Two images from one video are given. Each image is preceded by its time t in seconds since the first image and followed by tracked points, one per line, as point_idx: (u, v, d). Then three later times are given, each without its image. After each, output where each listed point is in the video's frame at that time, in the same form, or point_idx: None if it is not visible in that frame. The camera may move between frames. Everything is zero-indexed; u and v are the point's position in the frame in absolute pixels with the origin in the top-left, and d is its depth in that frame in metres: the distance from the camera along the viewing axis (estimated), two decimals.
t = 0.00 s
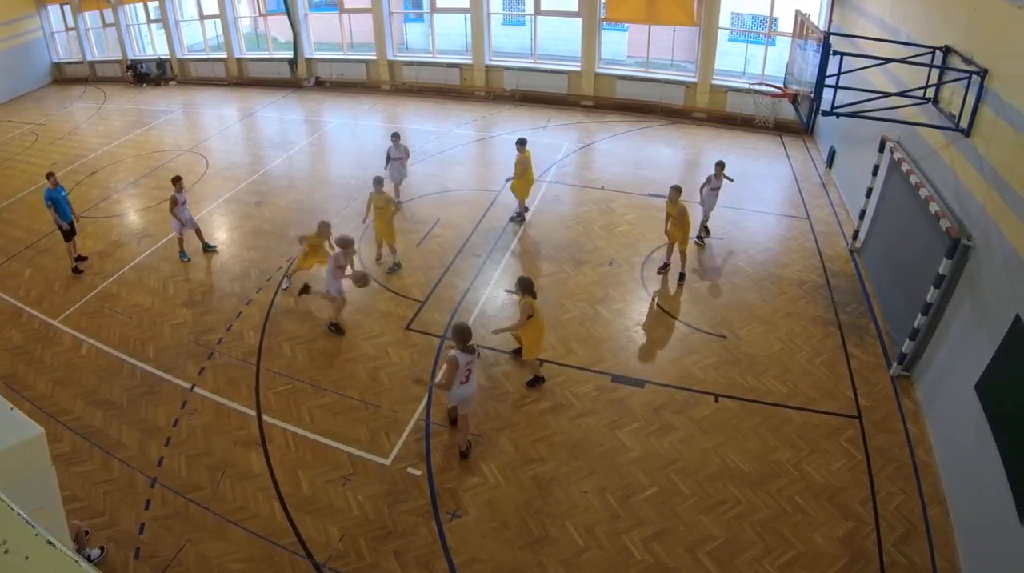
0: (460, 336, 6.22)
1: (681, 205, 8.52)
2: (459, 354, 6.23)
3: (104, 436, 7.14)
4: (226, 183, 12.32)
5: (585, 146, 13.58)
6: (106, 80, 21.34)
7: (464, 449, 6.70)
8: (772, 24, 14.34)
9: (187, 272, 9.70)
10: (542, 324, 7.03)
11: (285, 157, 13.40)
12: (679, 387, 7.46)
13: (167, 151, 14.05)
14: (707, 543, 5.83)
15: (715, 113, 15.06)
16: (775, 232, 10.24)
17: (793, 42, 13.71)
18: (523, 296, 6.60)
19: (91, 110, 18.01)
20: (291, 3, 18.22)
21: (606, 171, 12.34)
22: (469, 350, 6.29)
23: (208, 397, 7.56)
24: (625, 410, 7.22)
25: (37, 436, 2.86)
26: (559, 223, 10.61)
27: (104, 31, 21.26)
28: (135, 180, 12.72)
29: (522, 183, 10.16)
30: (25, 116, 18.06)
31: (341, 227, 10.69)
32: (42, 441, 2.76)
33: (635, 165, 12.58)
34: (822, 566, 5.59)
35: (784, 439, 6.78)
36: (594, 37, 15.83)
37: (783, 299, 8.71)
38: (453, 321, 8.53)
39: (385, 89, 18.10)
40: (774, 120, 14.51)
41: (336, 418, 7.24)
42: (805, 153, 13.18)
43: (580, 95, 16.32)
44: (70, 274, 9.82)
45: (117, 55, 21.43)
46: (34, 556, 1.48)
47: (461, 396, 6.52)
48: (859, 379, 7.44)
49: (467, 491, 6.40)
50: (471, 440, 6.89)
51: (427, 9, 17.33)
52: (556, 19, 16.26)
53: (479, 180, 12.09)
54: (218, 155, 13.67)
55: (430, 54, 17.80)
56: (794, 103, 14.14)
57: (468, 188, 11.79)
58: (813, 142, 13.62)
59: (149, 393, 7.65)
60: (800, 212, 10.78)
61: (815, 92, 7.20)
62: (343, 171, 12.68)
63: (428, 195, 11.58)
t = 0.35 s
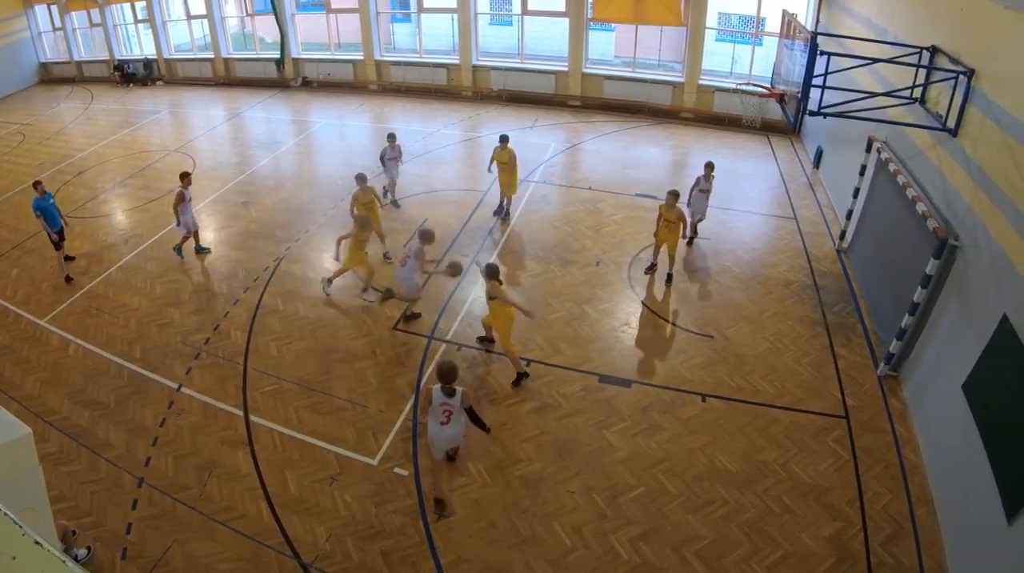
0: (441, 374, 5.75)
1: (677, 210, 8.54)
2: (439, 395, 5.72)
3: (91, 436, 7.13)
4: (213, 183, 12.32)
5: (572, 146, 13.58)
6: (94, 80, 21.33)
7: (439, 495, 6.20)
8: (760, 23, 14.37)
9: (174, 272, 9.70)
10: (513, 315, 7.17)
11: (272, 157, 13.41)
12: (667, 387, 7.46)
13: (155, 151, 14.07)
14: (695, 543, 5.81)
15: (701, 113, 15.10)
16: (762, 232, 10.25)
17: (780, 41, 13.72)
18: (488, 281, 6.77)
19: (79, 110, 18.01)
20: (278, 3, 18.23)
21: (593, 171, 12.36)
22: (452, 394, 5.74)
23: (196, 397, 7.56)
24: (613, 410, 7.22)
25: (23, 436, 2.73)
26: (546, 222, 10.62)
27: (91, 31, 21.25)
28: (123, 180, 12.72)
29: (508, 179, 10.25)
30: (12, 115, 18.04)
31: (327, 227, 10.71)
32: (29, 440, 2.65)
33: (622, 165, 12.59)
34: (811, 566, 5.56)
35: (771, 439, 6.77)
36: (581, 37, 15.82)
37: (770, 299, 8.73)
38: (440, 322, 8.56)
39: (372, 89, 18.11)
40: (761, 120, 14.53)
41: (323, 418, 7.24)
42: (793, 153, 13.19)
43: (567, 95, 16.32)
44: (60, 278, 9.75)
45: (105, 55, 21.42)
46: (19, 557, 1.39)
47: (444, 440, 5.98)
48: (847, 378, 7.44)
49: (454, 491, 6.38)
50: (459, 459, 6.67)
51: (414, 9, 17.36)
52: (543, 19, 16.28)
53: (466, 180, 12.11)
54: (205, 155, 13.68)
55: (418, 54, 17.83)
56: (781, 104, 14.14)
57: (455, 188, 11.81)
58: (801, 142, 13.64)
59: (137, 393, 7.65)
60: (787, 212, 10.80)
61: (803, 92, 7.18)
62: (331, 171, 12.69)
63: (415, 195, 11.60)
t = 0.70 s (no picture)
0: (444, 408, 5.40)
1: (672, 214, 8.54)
2: (437, 428, 5.43)
3: (91, 436, 7.12)
4: (213, 183, 12.34)
5: (572, 146, 13.58)
6: (93, 80, 21.34)
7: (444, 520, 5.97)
8: (761, 23, 14.37)
9: (174, 272, 9.71)
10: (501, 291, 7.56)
11: (272, 157, 13.42)
12: (667, 387, 7.46)
13: (154, 151, 14.08)
14: (694, 543, 5.81)
15: (702, 113, 15.09)
16: (762, 231, 10.26)
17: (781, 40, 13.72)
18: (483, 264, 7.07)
19: (78, 110, 18.01)
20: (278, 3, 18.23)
21: (593, 170, 12.37)
22: (449, 433, 5.39)
23: (196, 397, 7.56)
24: (612, 410, 7.22)
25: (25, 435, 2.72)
26: (546, 222, 10.63)
27: (91, 31, 21.26)
28: (122, 180, 12.72)
29: (511, 178, 10.26)
30: (12, 115, 18.05)
31: (327, 227, 10.72)
32: (27, 439, 2.66)
33: (622, 165, 12.59)
34: (811, 566, 5.57)
35: (771, 439, 6.78)
36: (581, 37, 15.83)
37: (770, 299, 8.72)
38: (440, 322, 8.56)
39: (372, 89, 18.12)
40: (761, 120, 14.53)
41: (323, 418, 7.24)
42: (792, 153, 13.19)
43: (567, 95, 16.31)
44: (59, 277, 9.75)
45: (105, 55, 21.42)
46: (21, 557, 1.40)
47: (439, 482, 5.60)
48: (847, 378, 7.45)
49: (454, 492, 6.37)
50: (464, 470, 6.51)
51: (414, 9, 17.37)
52: (543, 19, 16.29)
53: (466, 180, 12.11)
54: (205, 155, 13.69)
55: (418, 54, 17.84)
56: (780, 104, 14.14)
57: (456, 188, 11.82)
58: (801, 142, 13.64)
59: (136, 393, 7.65)
60: (787, 212, 10.80)
61: (803, 92, 7.18)
62: (331, 171, 12.69)
63: (415, 194, 11.61)
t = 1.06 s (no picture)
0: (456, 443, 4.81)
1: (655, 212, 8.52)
2: (446, 462, 4.89)
3: (91, 436, 7.12)
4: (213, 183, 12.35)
5: (572, 146, 13.58)
6: (93, 80, 21.34)
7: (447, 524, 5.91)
8: (761, 23, 14.37)
9: (174, 272, 9.71)
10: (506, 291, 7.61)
11: (272, 157, 13.42)
12: (666, 387, 7.46)
13: (154, 151, 14.08)
14: (695, 543, 5.81)
15: (702, 113, 15.09)
16: (762, 231, 10.26)
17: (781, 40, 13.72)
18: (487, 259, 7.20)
19: (78, 110, 18.02)
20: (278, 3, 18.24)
21: (593, 170, 12.38)
22: (460, 468, 4.84)
23: (196, 397, 7.56)
24: (613, 410, 7.22)
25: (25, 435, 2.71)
26: (546, 222, 10.63)
27: (91, 31, 21.26)
28: (122, 180, 12.72)
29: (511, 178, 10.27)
30: (12, 115, 18.06)
31: (327, 227, 10.72)
32: (28, 439, 2.65)
33: (622, 165, 12.60)
34: (810, 566, 5.57)
35: (771, 439, 6.77)
36: (581, 36, 15.82)
37: (770, 299, 8.73)
38: (440, 322, 8.56)
39: (372, 89, 18.12)
40: (761, 120, 14.53)
41: (323, 418, 7.24)
42: (792, 153, 13.19)
43: (567, 95, 16.31)
44: (59, 278, 9.74)
45: (105, 56, 21.42)
46: (22, 557, 1.40)
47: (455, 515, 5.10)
48: (846, 378, 7.45)
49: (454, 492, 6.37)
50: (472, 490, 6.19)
51: (414, 9, 17.37)
52: (543, 19, 16.29)
53: (466, 180, 12.12)
54: (205, 155, 13.70)
55: (418, 54, 17.84)
56: (781, 103, 14.14)
57: (456, 188, 11.82)
58: (801, 142, 13.64)
59: (136, 393, 7.65)
60: (787, 212, 10.80)
61: (802, 92, 7.18)
62: (331, 171, 12.69)
63: (415, 195, 11.61)
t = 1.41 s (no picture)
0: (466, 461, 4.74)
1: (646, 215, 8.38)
2: (455, 480, 4.83)
3: (91, 436, 7.12)
4: (213, 183, 12.36)
5: (572, 146, 13.59)
6: (93, 80, 21.34)
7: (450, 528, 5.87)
8: (761, 23, 14.37)
9: (174, 272, 9.71)
10: (496, 287, 7.63)
11: (272, 157, 13.42)
12: (666, 387, 7.47)
13: (154, 151, 14.08)
14: (695, 543, 5.81)
15: (703, 113, 15.09)
16: (762, 231, 10.26)
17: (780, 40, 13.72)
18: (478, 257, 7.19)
19: (78, 110, 18.02)
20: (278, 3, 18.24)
21: (593, 170, 12.38)
22: (469, 489, 4.77)
23: (196, 397, 7.56)
24: (613, 410, 7.22)
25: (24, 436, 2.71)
26: (547, 223, 10.63)
27: (91, 31, 21.25)
28: (122, 180, 12.72)
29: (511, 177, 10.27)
30: (12, 115, 18.06)
31: (327, 227, 10.72)
32: (27, 440, 2.65)
33: (622, 165, 12.60)
34: (811, 566, 5.57)
35: (771, 439, 6.77)
36: (581, 36, 15.82)
37: (770, 299, 8.73)
38: (440, 322, 8.56)
39: (372, 89, 18.12)
40: (761, 120, 14.53)
41: (323, 419, 7.24)
42: (792, 153, 13.19)
43: (567, 95, 16.31)
44: (59, 278, 9.73)
45: (105, 55, 21.41)
46: (22, 557, 1.40)
47: (463, 534, 5.04)
48: (846, 378, 7.45)
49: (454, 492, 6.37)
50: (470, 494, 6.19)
51: (414, 9, 17.37)
52: (543, 19, 16.29)
53: (466, 180, 12.12)
54: (205, 155, 13.70)
55: (418, 54, 17.84)
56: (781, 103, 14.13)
57: (457, 188, 11.83)
58: (801, 142, 13.64)
59: (136, 393, 7.64)
60: (787, 212, 10.80)
61: (802, 92, 7.18)
62: (331, 171, 12.70)
63: (414, 195, 11.62)
